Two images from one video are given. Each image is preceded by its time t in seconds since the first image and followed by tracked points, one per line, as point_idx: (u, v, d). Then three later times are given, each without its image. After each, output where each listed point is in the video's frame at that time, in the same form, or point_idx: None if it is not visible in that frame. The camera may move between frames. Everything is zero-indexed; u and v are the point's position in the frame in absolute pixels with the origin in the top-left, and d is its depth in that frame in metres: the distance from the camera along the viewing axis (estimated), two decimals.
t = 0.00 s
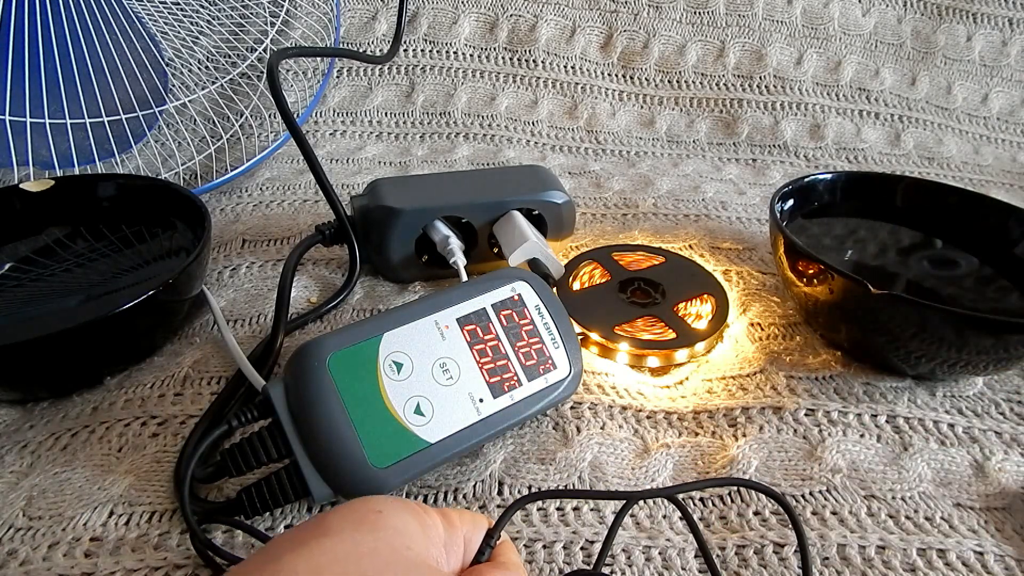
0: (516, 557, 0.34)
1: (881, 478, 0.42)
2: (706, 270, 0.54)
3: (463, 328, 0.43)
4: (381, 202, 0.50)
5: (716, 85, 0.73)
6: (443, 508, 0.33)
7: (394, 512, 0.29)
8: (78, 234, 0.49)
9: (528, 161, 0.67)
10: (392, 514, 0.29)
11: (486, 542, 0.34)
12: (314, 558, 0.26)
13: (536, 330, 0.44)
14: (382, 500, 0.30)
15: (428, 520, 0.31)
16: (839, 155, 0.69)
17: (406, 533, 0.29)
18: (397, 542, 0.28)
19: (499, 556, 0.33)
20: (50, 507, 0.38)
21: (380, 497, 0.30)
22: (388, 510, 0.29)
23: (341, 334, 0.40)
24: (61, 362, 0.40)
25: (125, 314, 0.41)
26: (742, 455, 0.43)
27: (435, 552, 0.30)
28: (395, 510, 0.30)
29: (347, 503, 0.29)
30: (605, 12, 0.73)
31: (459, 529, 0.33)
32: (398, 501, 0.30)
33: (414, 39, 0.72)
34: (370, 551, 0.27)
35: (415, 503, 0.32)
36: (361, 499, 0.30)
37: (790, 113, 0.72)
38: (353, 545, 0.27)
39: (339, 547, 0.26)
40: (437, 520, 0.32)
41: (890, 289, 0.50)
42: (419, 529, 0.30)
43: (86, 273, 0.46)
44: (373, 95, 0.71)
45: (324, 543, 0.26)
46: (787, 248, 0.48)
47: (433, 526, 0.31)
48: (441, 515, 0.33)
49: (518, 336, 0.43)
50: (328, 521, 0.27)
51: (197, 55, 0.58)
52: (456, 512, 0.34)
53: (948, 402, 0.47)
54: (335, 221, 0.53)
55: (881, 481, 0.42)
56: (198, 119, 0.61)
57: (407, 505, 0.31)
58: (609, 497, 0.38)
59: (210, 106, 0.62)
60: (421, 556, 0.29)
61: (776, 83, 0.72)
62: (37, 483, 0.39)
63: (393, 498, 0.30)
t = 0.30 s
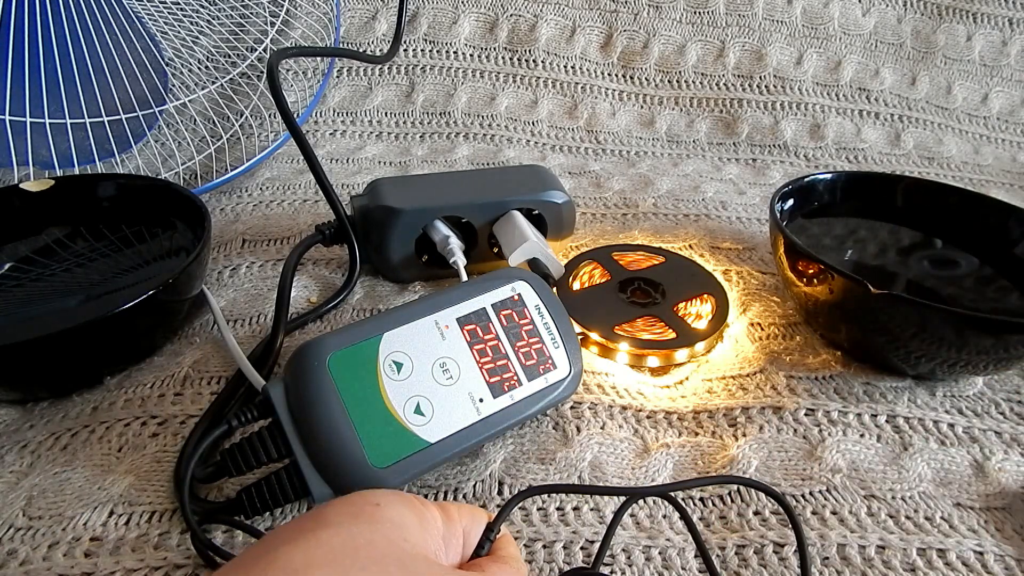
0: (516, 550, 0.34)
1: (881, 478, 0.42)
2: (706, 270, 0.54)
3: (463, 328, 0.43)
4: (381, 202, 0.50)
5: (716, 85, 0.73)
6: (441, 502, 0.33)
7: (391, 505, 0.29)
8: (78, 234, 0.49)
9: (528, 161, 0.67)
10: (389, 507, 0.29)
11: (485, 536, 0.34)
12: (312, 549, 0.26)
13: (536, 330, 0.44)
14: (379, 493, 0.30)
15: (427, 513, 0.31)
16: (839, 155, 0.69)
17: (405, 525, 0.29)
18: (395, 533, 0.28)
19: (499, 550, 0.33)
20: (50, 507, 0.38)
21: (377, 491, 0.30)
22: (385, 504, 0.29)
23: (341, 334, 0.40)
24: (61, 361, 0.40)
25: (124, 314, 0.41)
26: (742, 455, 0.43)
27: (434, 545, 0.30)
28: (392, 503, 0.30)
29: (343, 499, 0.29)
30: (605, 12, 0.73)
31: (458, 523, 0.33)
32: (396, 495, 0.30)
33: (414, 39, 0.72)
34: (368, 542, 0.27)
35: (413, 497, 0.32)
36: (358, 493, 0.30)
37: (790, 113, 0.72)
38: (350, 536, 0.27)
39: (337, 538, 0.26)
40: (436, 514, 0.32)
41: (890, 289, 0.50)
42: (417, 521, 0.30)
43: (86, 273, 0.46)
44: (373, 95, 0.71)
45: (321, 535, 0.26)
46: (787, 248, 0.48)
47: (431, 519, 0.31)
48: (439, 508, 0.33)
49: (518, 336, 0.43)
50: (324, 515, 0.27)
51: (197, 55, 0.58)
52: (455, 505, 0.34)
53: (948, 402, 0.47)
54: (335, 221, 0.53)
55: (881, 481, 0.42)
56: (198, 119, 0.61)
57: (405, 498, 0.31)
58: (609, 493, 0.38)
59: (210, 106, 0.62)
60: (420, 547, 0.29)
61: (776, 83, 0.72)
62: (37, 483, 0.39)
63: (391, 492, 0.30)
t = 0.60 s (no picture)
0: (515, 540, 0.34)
1: (881, 479, 0.42)
2: (706, 270, 0.54)
3: (463, 328, 0.43)
4: (381, 202, 0.50)
5: (716, 85, 0.73)
6: (441, 491, 0.33)
7: (389, 495, 0.29)
8: (78, 234, 0.49)
9: (528, 161, 0.67)
10: (387, 498, 0.29)
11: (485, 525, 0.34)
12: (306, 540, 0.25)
13: (536, 330, 0.44)
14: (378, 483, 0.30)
15: (426, 504, 0.31)
16: (839, 155, 0.69)
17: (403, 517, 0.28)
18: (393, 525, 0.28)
19: (498, 540, 0.34)
20: (50, 507, 0.38)
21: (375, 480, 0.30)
22: (383, 494, 0.29)
23: (341, 334, 0.40)
24: (61, 361, 0.40)
25: (124, 314, 0.41)
26: (742, 455, 0.43)
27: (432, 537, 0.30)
28: (390, 494, 0.29)
29: (341, 486, 0.29)
30: (605, 12, 0.73)
31: (457, 512, 0.33)
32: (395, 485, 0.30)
33: (413, 39, 0.72)
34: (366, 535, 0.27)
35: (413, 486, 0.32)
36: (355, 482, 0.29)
37: (790, 113, 0.72)
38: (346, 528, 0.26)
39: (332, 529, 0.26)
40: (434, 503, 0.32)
41: (890, 289, 0.50)
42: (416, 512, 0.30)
43: (86, 273, 0.46)
44: (373, 95, 0.71)
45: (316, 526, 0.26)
46: (787, 248, 0.48)
47: (429, 508, 0.31)
48: (439, 498, 0.32)
49: (518, 336, 0.43)
50: (320, 504, 0.27)
51: (197, 55, 0.58)
52: (455, 494, 0.34)
53: (948, 402, 0.47)
54: (335, 221, 0.53)
55: (881, 481, 0.42)
56: (198, 119, 0.61)
57: (403, 486, 0.31)
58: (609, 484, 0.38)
59: (210, 106, 0.62)
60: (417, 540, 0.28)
61: (776, 83, 0.72)
62: (37, 483, 0.39)
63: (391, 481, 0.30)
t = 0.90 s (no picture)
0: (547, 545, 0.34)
1: (881, 479, 0.42)
2: (706, 270, 0.54)
3: (463, 328, 0.43)
4: (381, 202, 0.50)
5: (716, 84, 0.73)
6: (471, 490, 0.31)
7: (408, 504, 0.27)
8: (78, 234, 0.49)
9: (528, 161, 0.67)
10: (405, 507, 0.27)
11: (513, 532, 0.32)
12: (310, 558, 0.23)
13: (536, 330, 0.44)
14: (397, 485, 0.27)
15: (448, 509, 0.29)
16: (839, 155, 0.69)
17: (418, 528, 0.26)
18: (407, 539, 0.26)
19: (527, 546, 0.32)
20: (50, 507, 0.38)
21: (397, 479, 0.28)
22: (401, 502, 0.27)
23: (341, 334, 0.40)
24: (61, 361, 0.40)
25: (124, 314, 0.41)
26: (742, 455, 0.43)
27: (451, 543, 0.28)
28: (408, 501, 0.27)
29: (357, 483, 0.26)
30: (605, 12, 0.73)
31: (483, 513, 0.31)
32: (417, 488, 0.28)
33: (414, 39, 0.72)
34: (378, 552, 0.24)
35: (439, 483, 0.29)
36: (373, 478, 0.27)
37: (790, 113, 0.72)
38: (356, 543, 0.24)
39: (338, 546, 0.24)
40: (459, 506, 0.30)
41: (890, 289, 0.50)
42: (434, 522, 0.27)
43: (86, 273, 0.46)
44: (373, 95, 0.71)
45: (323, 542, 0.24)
46: (788, 248, 0.48)
47: (451, 512, 0.29)
48: (467, 499, 0.31)
49: (518, 336, 0.43)
50: (331, 511, 0.25)
51: (197, 55, 0.58)
52: (486, 496, 0.32)
53: (948, 402, 0.47)
54: (335, 221, 0.53)
55: (880, 481, 0.42)
56: (198, 119, 0.61)
57: (424, 486, 0.28)
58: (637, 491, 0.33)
59: (210, 106, 0.62)
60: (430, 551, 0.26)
61: (776, 83, 0.72)
62: (37, 483, 0.39)
63: (411, 481, 0.28)
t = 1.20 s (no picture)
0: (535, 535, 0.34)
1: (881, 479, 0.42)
2: (706, 270, 0.54)
3: (463, 328, 0.43)
4: (381, 202, 0.50)
5: (716, 85, 0.73)
6: (459, 478, 0.32)
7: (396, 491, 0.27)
8: (78, 234, 0.49)
9: (528, 161, 0.67)
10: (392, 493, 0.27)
11: (500, 522, 0.33)
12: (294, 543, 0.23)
13: (536, 330, 0.44)
14: (385, 473, 0.27)
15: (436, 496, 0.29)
16: (839, 155, 0.69)
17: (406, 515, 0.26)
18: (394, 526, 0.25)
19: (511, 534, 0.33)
20: (50, 507, 0.38)
21: (384, 467, 0.28)
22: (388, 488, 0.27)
23: (341, 334, 0.40)
24: (61, 361, 0.40)
25: (124, 314, 0.41)
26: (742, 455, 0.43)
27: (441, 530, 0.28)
28: (396, 488, 0.27)
29: (344, 472, 0.27)
30: (605, 12, 0.73)
31: (469, 499, 0.32)
32: (403, 475, 0.28)
33: (413, 39, 0.72)
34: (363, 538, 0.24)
35: (428, 471, 0.30)
36: (361, 466, 0.27)
37: (790, 113, 0.72)
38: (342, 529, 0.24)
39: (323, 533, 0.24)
40: (445, 491, 0.30)
41: (890, 289, 0.50)
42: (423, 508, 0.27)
43: (86, 273, 0.46)
44: (373, 95, 0.71)
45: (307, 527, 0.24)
46: (787, 248, 0.48)
47: (439, 499, 0.29)
48: (454, 486, 0.31)
49: (518, 336, 0.43)
50: (317, 497, 0.25)
51: (197, 55, 0.58)
52: (473, 485, 0.32)
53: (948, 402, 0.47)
54: (335, 221, 0.53)
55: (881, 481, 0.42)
56: (198, 119, 0.61)
57: (413, 476, 0.28)
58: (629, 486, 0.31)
59: (210, 106, 0.62)
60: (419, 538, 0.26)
61: (776, 83, 0.72)
62: (36, 484, 0.39)
63: (398, 469, 0.28)
